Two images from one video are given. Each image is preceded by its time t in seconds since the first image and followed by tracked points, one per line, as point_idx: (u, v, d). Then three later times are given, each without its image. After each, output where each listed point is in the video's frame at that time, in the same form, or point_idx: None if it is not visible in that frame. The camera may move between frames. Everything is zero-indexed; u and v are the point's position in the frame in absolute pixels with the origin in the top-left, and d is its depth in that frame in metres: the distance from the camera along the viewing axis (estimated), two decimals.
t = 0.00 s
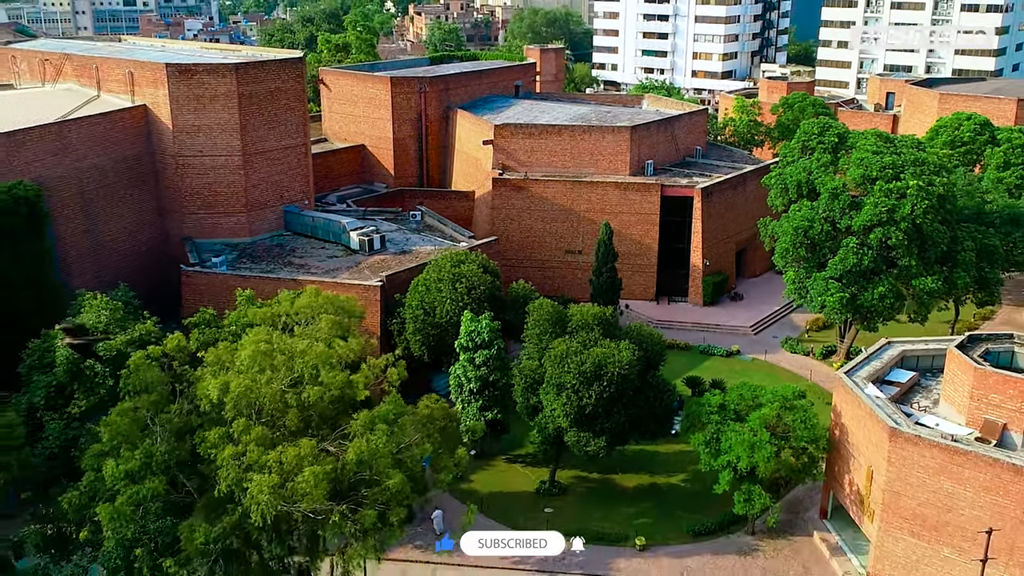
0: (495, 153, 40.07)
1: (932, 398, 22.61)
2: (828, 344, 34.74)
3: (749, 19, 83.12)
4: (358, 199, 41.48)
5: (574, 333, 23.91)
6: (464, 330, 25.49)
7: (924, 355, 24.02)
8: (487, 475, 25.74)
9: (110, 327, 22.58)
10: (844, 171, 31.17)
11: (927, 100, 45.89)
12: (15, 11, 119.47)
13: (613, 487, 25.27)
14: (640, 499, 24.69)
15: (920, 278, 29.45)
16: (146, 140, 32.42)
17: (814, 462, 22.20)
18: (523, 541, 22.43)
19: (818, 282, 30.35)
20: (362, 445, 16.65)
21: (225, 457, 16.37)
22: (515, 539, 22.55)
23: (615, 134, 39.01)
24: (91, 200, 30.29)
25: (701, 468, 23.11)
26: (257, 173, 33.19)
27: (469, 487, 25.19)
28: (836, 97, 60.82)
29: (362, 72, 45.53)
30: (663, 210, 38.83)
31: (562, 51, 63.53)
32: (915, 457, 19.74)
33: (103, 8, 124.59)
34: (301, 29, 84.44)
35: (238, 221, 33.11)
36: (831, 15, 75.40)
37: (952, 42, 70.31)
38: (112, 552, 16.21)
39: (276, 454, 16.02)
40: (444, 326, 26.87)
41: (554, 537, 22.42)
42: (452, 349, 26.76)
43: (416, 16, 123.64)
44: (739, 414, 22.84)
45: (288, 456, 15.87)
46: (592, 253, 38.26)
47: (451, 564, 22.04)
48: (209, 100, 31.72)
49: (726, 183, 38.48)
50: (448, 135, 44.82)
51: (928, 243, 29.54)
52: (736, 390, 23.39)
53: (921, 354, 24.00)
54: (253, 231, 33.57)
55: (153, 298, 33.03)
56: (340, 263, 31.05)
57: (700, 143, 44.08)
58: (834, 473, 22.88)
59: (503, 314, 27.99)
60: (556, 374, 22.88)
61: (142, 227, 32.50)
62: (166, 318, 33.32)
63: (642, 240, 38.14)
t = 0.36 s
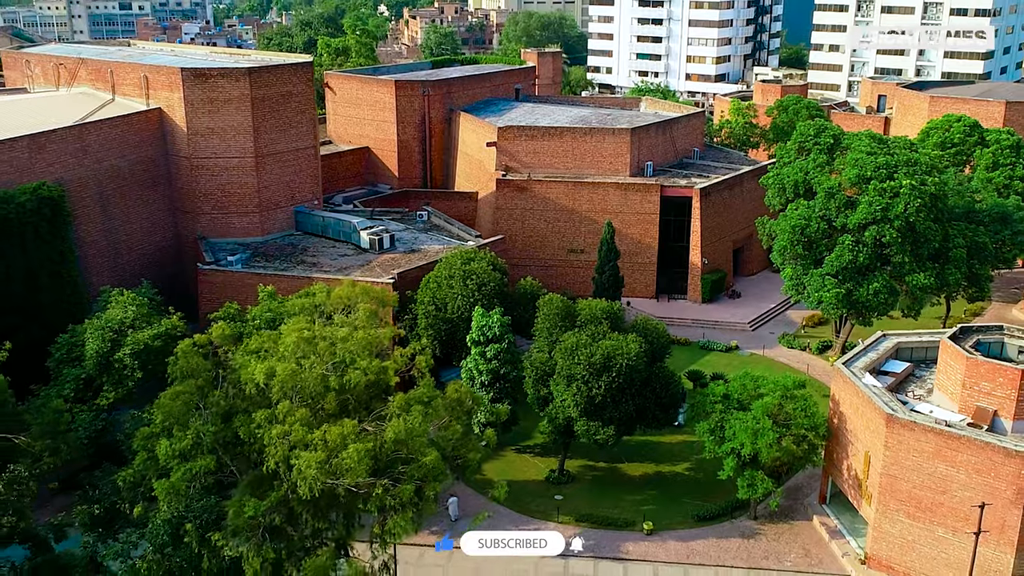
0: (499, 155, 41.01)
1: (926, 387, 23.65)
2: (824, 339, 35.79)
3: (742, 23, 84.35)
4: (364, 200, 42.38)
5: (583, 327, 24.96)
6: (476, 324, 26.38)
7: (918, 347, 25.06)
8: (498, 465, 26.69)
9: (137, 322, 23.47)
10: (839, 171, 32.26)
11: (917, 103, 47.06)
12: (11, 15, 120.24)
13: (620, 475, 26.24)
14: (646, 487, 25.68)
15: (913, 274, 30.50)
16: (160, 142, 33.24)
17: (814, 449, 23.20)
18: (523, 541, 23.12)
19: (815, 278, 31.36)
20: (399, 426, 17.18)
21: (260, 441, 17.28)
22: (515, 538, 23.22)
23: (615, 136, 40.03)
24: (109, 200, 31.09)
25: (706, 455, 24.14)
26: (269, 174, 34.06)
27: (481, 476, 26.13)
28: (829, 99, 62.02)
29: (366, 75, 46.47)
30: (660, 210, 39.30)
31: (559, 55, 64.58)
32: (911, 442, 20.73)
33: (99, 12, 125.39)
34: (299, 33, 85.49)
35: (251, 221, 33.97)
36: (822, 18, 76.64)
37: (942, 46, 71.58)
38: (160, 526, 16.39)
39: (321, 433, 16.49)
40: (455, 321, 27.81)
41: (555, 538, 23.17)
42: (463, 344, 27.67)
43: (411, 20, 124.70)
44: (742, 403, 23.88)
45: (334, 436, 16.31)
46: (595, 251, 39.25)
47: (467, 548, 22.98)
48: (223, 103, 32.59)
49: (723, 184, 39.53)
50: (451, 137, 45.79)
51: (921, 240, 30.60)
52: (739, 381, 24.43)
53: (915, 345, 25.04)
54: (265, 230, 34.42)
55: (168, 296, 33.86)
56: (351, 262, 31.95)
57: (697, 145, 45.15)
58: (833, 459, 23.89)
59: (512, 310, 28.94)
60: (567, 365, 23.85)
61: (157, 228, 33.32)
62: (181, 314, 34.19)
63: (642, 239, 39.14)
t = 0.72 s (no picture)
0: (502, 157, 41.99)
1: (920, 378, 24.75)
2: (819, 335, 36.90)
3: (734, 27, 85.65)
4: (370, 201, 43.31)
5: (592, 321, 26.04)
6: (487, 320, 27.29)
7: (912, 339, 26.16)
8: (509, 456, 27.65)
9: (164, 318, 24.34)
10: (834, 171, 33.37)
11: (908, 105, 48.27)
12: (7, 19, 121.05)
13: (627, 465, 27.24)
14: (652, 476, 26.69)
15: (906, 271, 31.61)
16: (174, 145, 34.11)
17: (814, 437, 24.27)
18: (524, 541, 23.54)
19: (811, 275, 32.45)
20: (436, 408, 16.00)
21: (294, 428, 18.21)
22: (515, 539, 23.59)
23: (615, 138, 41.10)
24: (126, 201, 31.94)
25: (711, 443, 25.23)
26: (281, 176, 34.99)
27: (493, 466, 27.08)
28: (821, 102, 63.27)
29: (370, 80, 47.42)
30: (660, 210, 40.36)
31: (555, 59, 65.65)
32: (907, 428, 21.81)
33: (93, 15, 125.88)
34: (296, 36, 86.48)
35: (263, 221, 34.89)
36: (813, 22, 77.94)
37: (930, 49, 72.93)
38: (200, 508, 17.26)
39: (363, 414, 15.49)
40: (466, 317, 28.76)
41: (554, 538, 23.65)
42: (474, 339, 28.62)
43: (405, 24, 125.74)
44: (745, 394, 24.98)
45: (374, 415, 15.25)
46: (596, 250, 40.29)
47: (483, 534, 23.93)
48: (236, 107, 33.49)
49: (720, 184, 40.64)
50: (453, 140, 46.79)
51: (913, 238, 31.72)
52: (741, 373, 25.52)
53: (909, 338, 26.15)
54: (276, 231, 35.34)
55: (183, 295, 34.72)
56: (362, 261, 32.87)
57: (694, 147, 46.26)
58: (831, 447, 24.99)
59: (520, 306, 29.92)
60: (577, 358, 24.85)
61: (171, 229, 34.19)
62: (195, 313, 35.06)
63: (642, 238, 40.19)
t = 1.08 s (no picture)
0: (504, 160, 42.96)
1: (915, 370, 25.81)
2: (814, 332, 37.97)
3: (726, 31, 86.85)
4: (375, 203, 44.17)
5: (600, 317, 27.04)
6: (497, 317, 28.17)
7: (906, 334, 27.22)
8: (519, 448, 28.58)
9: (187, 315, 25.17)
10: (830, 173, 34.45)
11: (899, 109, 49.44)
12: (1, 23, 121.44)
13: (633, 456, 28.21)
14: (658, 466, 27.66)
15: (899, 269, 32.69)
16: (188, 148, 34.94)
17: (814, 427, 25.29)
18: (525, 540, 24.05)
19: (808, 273, 33.50)
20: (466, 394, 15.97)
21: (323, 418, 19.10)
22: (515, 540, 24.08)
23: (615, 141, 42.12)
24: (142, 203, 32.77)
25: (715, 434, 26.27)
26: (291, 178, 35.86)
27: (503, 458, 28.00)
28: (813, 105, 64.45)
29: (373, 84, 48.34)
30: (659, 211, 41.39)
31: (552, 63, 66.66)
32: (903, 417, 22.84)
33: (89, 20, 126.40)
34: (294, 41, 87.39)
35: (274, 223, 35.75)
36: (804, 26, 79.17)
37: (919, 53, 74.13)
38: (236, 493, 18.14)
39: (399, 398, 15.55)
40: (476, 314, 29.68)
41: (554, 538, 24.11)
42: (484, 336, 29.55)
43: (399, 27, 126.68)
44: (747, 386, 26.03)
45: (409, 401, 15.41)
46: (597, 251, 41.32)
47: (496, 522, 24.85)
48: (249, 111, 34.36)
49: (718, 186, 41.70)
50: (455, 142, 47.72)
51: (906, 237, 32.80)
52: (743, 366, 26.56)
53: (904, 333, 27.21)
54: (287, 231, 36.20)
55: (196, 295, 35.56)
56: (372, 260, 33.76)
57: (690, 149, 47.32)
58: (830, 437, 26.03)
59: (527, 304, 30.86)
60: (586, 353, 25.80)
61: (185, 231, 35.04)
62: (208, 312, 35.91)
63: (642, 239, 41.19)
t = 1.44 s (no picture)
0: (507, 162, 43.88)
1: (910, 363, 26.84)
2: (811, 329, 39.02)
3: (719, 35, 88.04)
4: (380, 204, 45.06)
5: (607, 313, 28.02)
6: (506, 314, 29.09)
7: (902, 328, 28.25)
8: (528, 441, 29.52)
9: (208, 313, 25.95)
10: (825, 174, 35.52)
11: (890, 112, 50.62)
12: None
13: (638, 448, 29.17)
14: (663, 458, 28.63)
15: (894, 267, 33.77)
16: (201, 152, 35.77)
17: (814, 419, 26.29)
18: (526, 538, 23.89)
19: (806, 272, 34.51)
20: (492, 383, 16.84)
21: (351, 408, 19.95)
22: (517, 538, 23.73)
23: (615, 144, 43.13)
24: (157, 206, 33.59)
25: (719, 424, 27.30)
26: (301, 181, 36.72)
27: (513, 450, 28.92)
28: (806, 108, 65.65)
29: (377, 88, 49.24)
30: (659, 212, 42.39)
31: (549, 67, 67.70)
32: (900, 408, 23.84)
33: (84, 23, 126.83)
34: (291, 45, 88.21)
35: (284, 224, 36.59)
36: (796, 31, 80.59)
37: (909, 57, 75.34)
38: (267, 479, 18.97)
39: (429, 387, 16.43)
40: (485, 312, 30.59)
41: (555, 539, 24.27)
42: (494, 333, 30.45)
43: (393, 31, 127.56)
44: (749, 379, 27.03)
45: (439, 389, 16.28)
46: (598, 251, 42.28)
47: (508, 511, 25.77)
48: (261, 115, 35.20)
49: (716, 187, 42.74)
50: (458, 145, 48.65)
51: (900, 237, 33.87)
52: (746, 361, 27.57)
53: (900, 328, 28.24)
54: (297, 232, 37.05)
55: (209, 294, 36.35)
56: (381, 260, 34.63)
57: (688, 151, 48.37)
58: (829, 428, 27.04)
59: (535, 302, 31.79)
60: (594, 348, 26.74)
61: (197, 232, 35.87)
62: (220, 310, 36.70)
63: (642, 239, 42.18)
